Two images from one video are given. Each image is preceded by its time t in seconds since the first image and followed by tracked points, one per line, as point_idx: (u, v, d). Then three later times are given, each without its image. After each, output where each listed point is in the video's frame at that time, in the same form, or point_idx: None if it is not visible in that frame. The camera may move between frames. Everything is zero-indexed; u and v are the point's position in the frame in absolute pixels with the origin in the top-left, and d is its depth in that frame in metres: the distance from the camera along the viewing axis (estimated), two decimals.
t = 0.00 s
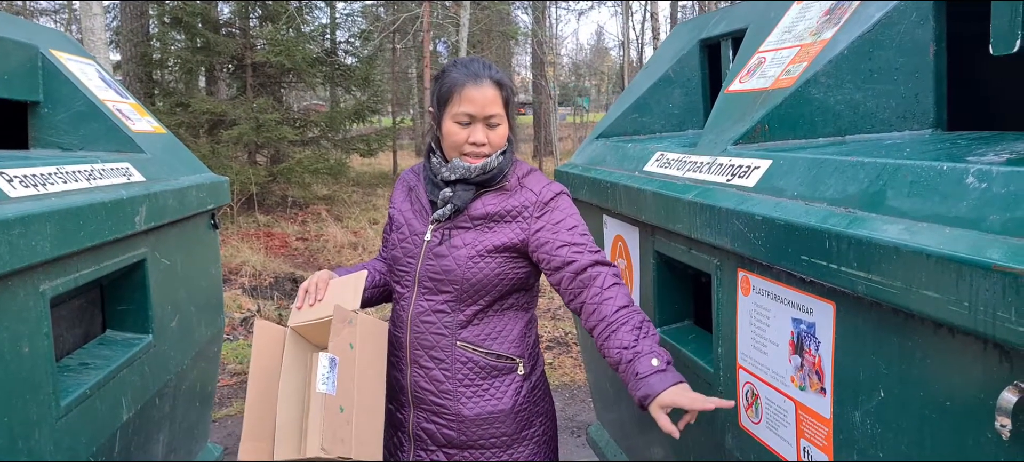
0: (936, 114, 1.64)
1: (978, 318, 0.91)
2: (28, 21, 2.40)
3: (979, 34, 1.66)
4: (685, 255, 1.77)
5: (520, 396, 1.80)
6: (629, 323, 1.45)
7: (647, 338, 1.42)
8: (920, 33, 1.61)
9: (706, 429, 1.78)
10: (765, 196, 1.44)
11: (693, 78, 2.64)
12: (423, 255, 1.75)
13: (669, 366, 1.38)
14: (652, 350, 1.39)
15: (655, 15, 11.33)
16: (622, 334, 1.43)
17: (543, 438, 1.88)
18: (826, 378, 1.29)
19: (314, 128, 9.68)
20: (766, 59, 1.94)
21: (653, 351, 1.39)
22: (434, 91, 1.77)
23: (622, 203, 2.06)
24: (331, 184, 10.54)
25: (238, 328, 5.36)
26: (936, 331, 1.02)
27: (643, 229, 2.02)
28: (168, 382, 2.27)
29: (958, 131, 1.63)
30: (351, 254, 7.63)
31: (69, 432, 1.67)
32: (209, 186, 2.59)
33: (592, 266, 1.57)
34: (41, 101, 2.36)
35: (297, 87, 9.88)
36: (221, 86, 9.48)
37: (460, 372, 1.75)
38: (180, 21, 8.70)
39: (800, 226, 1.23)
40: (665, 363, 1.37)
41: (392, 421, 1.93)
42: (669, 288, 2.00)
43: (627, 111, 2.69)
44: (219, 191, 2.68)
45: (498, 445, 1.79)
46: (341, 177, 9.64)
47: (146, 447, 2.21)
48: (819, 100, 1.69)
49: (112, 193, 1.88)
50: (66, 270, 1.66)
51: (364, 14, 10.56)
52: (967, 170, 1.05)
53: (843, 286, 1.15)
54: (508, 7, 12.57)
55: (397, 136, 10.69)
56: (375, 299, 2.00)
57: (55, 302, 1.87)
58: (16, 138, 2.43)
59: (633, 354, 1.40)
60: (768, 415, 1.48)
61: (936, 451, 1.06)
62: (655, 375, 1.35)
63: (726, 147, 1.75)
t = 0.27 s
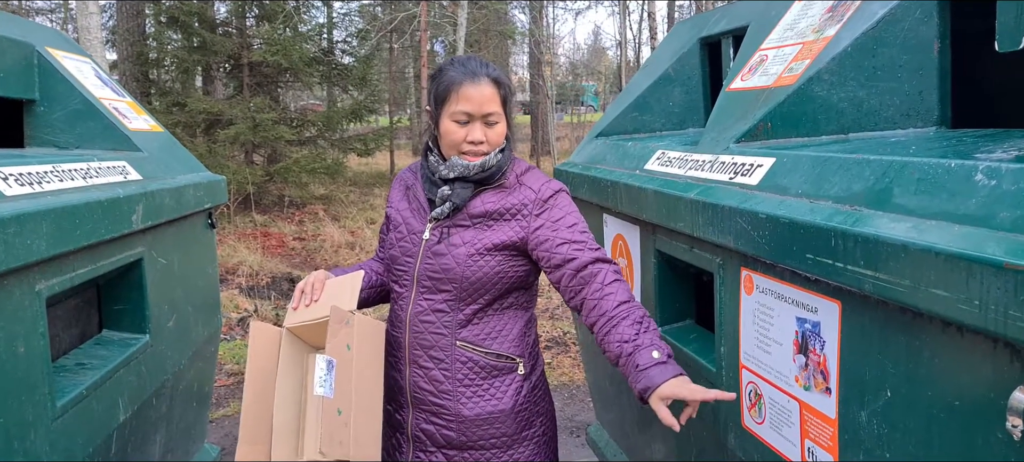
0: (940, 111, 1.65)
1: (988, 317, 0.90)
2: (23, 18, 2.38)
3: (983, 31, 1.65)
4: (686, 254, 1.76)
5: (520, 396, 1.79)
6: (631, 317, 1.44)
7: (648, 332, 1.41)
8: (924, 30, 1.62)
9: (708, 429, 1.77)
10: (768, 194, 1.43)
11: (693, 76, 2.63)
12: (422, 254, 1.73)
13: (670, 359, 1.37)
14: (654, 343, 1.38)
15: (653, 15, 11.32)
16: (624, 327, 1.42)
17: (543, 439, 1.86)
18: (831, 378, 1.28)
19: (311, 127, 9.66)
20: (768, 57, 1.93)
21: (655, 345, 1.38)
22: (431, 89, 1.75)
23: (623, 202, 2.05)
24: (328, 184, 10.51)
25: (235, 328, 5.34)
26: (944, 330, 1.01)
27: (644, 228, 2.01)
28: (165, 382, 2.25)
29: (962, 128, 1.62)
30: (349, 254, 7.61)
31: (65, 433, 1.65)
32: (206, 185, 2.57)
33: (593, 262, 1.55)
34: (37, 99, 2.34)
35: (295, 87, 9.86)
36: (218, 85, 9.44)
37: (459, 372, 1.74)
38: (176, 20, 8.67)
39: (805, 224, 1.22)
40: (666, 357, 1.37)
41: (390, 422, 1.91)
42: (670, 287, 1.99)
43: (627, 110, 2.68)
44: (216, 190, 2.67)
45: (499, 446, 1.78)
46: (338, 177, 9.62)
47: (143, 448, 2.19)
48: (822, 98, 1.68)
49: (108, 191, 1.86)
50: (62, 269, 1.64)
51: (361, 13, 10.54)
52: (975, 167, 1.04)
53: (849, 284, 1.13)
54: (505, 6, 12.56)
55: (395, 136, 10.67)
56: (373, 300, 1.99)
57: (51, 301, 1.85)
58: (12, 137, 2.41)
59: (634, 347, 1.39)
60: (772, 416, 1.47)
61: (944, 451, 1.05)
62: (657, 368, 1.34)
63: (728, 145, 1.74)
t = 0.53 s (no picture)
0: (938, 112, 1.64)
1: (987, 318, 0.89)
2: (16, 17, 2.36)
3: (981, 30, 1.64)
4: (683, 254, 1.75)
5: (518, 397, 1.77)
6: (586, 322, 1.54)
7: (591, 336, 1.53)
8: (921, 29, 1.61)
9: (705, 430, 1.76)
10: (766, 194, 1.42)
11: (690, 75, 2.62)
12: (418, 254, 1.72)
13: (591, 361, 1.51)
14: (587, 344, 1.51)
15: (650, 15, 11.32)
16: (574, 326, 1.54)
17: (541, 440, 1.86)
18: (828, 379, 1.27)
19: (308, 127, 9.64)
20: (765, 57, 1.93)
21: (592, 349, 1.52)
22: (417, 85, 1.75)
23: (620, 202, 2.05)
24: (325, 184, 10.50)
25: (232, 329, 5.33)
26: (943, 331, 1.00)
27: (641, 228, 2.00)
28: (160, 384, 2.24)
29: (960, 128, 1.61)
30: (346, 254, 7.59)
31: (58, 435, 1.64)
32: (201, 185, 2.55)
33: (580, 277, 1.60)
34: (31, 99, 2.32)
35: (291, 86, 9.84)
36: (214, 84, 9.42)
37: (457, 374, 1.73)
38: (173, 20, 8.65)
39: (802, 224, 1.21)
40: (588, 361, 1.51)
41: (388, 424, 1.90)
42: (667, 288, 1.98)
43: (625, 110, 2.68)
44: (212, 190, 2.65)
45: (497, 448, 1.77)
46: (335, 177, 9.60)
47: (138, 450, 2.18)
48: (819, 98, 1.67)
49: (101, 192, 1.85)
50: (55, 270, 1.63)
51: (359, 13, 10.52)
52: (974, 167, 1.03)
53: (848, 285, 1.13)
54: (502, 6, 12.55)
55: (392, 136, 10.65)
56: (369, 302, 1.97)
57: (44, 303, 1.84)
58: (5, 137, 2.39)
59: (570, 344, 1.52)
60: (768, 417, 1.46)
61: (942, 453, 1.04)
62: (569, 360, 1.49)
63: (725, 145, 1.73)
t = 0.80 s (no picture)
0: (935, 110, 1.67)
1: (984, 315, 0.89)
2: (12, 15, 2.35)
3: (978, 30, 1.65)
4: (681, 253, 1.75)
5: (514, 396, 1.78)
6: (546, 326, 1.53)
7: (533, 338, 1.48)
8: (918, 27, 1.62)
9: (703, 429, 1.76)
10: (763, 192, 1.42)
11: (687, 75, 2.63)
12: (414, 253, 1.71)
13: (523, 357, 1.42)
14: (523, 341, 1.45)
15: (647, 15, 11.33)
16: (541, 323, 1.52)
17: (537, 439, 1.85)
18: (826, 377, 1.27)
19: (305, 127, 9.63)
20: (762, 56, 1.93)
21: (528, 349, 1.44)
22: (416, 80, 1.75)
23: (617, 201, 2.04)
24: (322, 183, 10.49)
25: (228, 328, 5.32)
26: (940, 329, 1.00)
27: (638, 227, 2.00)
28: (156, 383, 2.23)
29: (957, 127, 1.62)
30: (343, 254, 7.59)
31: (53, 435, 1.63)
32: (198, 184, 2.55)
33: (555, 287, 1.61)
34: (27, 97, 2.31)
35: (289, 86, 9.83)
36: (211, 84, 9.40)
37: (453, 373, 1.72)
38: (170, 19, 8.63)
39: (800, 222, 1.21)
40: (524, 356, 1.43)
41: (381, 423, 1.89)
42: (664, 287, 1.98)
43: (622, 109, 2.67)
44: (208, 189, 2.65)
45: (493, 447, 1.77)
46: (332, 177, 9.59)
47: (133, 449, 2.17)
48: (816, 96, 1.67)
49: (97, 190, 1.84)
50: (50, 269, 1.63)
51: (356, 13, 10.51)
52: (971, 165, 1.03)
53: (845, 283, 1.12)
54: (500, 6, 12.55)
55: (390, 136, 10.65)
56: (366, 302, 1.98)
57: (39, 302, 1.83)
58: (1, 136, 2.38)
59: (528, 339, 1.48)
60: (766, 415, 1.46)
61: (939, 450, 1.04)
62: (498, 349, 1.40)
63: (722, 144, 1.73)
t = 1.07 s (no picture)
0: (926, 110, 1.68)
1: (973, 316, 0.89)
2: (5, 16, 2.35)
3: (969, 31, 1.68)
4: (674, 253, 1.75)
5: (501, 398, 1.77)
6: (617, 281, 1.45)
7: (631, 288, 1.42)
8: (911, 29, 1.64)
9: (696, 429, 1.76)
10: (755, 193, 1.42)
11: (682, 75, 2.63)
12: (403, 254, 1.71)
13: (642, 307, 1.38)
14: (623, 297, 1.40)
15: (644, 15, 11.33)
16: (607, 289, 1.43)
17: (525, 440, 1.85)
18: (817, 378, 1.27)
19: (302, 127, 9.62)
20: (755, 56, 1.92)
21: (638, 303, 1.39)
22: (418, 78, 1.76)
23: (611, 201, 2.04)
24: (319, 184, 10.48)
25: (224, 329, 5.31)
26: (929, 329, 1.01)
27: (632, 228, 2.00)
28: (150, 384, 2.23)
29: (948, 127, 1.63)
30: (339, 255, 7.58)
31: (45, 437, 1.63)
32: (192, 185, 2.54)
33: (578, 244, 1.55)
34: (20, 98, 2.31)
35: (285, 86, 9.82)
36: (207, 84, 9.38)
37: (440, 374, 1.73)
38: (166, 19, 8.62)
39: (791, 223, 1.21)
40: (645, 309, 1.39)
41: (369, 423, 1.89)
42: (658, 288, 1.98)
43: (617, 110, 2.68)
44: (202, 190, 2.64)
45: (479, 448, 1.76)
46: (329, 177, 9.59)
47: (127, 450, 2.16)
48: (808, 97, 1.67)
49: (89, 191, 1.84)
50: (42, 270, 1.62)
51: (353, 13, 10.50)
52: (960, 166, 1.03)
53: (836, 284, 1.12)
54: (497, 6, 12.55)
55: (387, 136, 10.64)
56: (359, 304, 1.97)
57: (31, 303, 1.83)
58: None
59: (609, 308, 1.41)
60: (758, 416, 1.46)
61: (929, 451, 1.04)
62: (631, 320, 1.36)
63: (715, 144, 1.73)
